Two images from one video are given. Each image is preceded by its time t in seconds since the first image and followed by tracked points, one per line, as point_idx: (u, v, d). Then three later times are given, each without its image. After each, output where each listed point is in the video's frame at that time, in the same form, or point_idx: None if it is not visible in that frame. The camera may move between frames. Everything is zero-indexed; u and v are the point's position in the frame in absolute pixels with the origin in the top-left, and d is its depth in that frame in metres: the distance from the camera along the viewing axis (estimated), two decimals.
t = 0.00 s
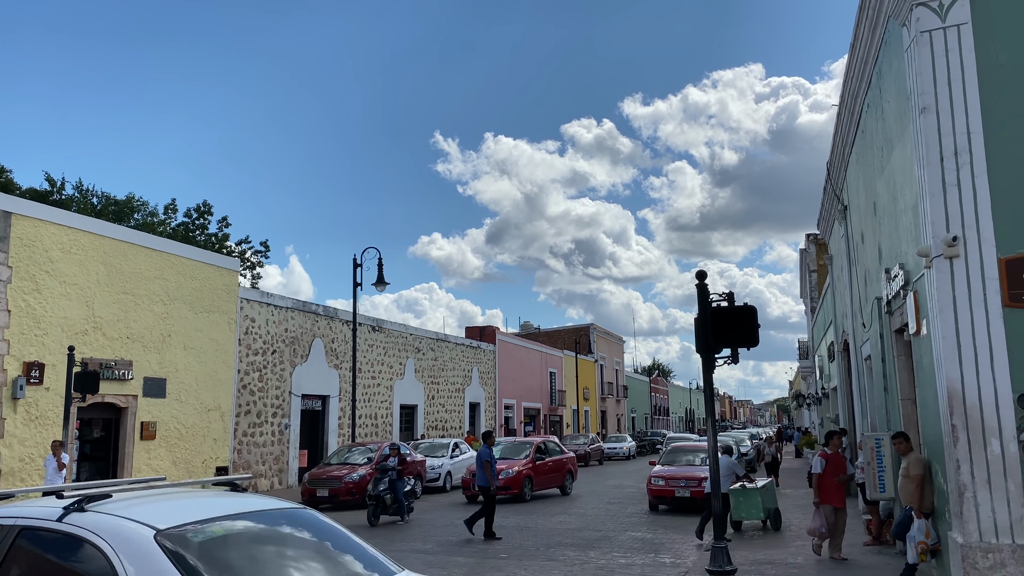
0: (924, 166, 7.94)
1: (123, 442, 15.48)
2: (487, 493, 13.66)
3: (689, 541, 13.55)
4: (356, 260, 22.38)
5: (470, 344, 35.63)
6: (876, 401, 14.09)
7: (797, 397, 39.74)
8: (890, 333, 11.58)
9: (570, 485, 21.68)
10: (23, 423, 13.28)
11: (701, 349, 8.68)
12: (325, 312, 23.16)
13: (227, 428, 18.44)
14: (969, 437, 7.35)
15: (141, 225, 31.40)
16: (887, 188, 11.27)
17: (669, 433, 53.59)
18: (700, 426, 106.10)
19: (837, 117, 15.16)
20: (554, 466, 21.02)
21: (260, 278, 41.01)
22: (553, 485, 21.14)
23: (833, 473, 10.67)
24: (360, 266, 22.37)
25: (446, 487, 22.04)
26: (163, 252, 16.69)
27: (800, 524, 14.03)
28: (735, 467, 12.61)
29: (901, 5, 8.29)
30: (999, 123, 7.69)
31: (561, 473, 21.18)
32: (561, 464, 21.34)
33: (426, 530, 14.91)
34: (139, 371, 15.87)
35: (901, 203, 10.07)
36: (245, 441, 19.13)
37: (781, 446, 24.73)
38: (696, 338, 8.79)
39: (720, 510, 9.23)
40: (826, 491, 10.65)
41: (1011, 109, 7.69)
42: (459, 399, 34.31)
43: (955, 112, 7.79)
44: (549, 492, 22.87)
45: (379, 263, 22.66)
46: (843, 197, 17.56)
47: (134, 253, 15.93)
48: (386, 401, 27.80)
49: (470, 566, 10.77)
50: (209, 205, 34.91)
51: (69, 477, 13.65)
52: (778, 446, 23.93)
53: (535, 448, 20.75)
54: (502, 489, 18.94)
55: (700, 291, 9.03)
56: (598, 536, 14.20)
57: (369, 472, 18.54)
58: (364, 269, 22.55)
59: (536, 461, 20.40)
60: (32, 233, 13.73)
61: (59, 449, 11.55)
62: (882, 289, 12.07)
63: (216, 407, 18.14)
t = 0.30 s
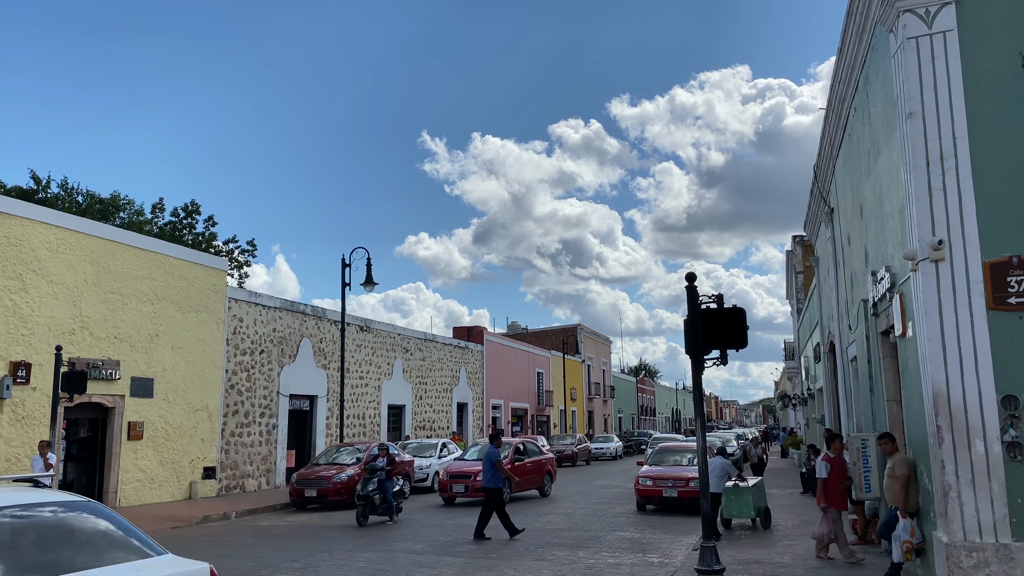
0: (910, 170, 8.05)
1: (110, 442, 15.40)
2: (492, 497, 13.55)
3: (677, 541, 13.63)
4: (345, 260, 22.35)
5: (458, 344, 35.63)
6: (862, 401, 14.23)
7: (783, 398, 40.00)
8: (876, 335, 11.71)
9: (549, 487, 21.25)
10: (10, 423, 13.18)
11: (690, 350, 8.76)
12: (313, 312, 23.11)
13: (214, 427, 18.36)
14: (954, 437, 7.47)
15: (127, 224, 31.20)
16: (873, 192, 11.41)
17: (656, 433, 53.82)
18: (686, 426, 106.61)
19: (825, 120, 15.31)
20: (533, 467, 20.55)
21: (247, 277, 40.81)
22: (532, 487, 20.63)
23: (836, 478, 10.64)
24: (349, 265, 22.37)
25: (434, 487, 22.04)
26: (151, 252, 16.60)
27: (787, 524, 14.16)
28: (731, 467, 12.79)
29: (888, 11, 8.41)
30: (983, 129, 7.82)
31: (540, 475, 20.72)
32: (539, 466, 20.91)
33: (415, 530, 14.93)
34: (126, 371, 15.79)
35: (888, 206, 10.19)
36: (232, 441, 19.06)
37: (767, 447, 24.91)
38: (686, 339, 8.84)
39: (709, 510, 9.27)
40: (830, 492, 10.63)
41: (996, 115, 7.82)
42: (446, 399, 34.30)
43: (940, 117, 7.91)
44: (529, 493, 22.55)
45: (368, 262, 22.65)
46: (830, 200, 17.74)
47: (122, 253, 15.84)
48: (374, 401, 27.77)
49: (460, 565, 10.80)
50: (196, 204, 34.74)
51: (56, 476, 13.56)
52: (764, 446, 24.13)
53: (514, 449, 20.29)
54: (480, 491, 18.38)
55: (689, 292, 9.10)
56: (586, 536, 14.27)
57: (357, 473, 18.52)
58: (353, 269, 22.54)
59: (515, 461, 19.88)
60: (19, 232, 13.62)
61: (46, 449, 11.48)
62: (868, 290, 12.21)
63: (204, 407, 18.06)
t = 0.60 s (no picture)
0: (901, 174, 8.16)
1: (101, 442, 15.35)
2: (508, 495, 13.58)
3: (669, 540, 13.69)
4: (336, 260, 22.35)
5: (449, 344, 35.65)
6: (852, 401, 14.36)
7: (772, 398, 40.25)
8: (866, 336, 11.85)
9: (532, 488, 21.04)
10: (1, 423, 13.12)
11: (683, 350, 8.83)
12: (305, 312, 23.08)
13: (206, 427, 18.30)
14: (943, 436, 7.58)
15: (116, 223, 31.05)
16: (864, 194, 11.53)
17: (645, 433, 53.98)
18: (675, 426, 106.95)
19: (816, 123, 15.44)
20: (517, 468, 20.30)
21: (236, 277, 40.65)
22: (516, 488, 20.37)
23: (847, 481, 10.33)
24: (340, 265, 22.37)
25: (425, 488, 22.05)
26: (143, 251, 16.55)
27: (778, 523, 14.28)
28: (727, 467, 12.82)
29: (880, 17, 8.50)
30: (972, 134, 7.95)
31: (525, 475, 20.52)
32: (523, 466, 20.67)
33: (408, 530, 14.94)
34: (118, 370, 15.73)
35: (878, 209, 10.31)
36: (224, 441, 19.01)
37: (757, 447, 25.08)
38: (679, 340, 8.90)
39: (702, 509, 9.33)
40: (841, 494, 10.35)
41: (984, 121, 7.96)
42: (437, 399, 34.30)
43: (931, 122, 8.03)
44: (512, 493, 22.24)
45: (360, 262, 22.64)
46: (820, 202, 17.89)
47: (114, 252, 15.78)
48: (365, 401, 27.75)
49: (454, 565, 10.84)
50: (186, 203, 34.60)
51: (47, 476, 13.50)
52: (753, 446, 24.28)
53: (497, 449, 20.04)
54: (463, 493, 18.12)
55: (682, 294, 9.17)
56: (578, 535, 14.34)
57: (349, 473, 18.51)
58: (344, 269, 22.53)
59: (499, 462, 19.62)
60: (11, 230, 13.56)
61: (38, 449, 11.45)
62: (858, 292, 12.35)
63: (195, 407, 18.00)
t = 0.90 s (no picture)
0: (892, 176, 8.26)
1: (92, 441, 15.30)
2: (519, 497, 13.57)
3: (661, 538, 13.77)
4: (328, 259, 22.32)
5: (441, 344, 35.65)
6: (842, 401, 14.47)
7: (761, 397, 40.47)
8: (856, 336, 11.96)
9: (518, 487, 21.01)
10: None
11: (677, 350, 8.90)
12: (296, 311, 23.03)
13: (197, 426, 18.25)
14: (933, 435, 7.68)
15: (106, 221, 30.89)
16: (855, 196, 11.62)
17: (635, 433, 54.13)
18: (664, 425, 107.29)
19: (807, 125, 15.56)
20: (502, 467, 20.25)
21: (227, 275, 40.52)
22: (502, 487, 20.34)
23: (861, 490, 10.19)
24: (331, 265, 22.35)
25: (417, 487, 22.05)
26: (135, 250, 16.48)
27: (768, 521, 14.38)
28: (721, 464, 12.95)
29: (872, 21, 8.60)
30: (961, 136, 8.05)
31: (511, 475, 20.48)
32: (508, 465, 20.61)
33: (400, 529, 14.97)
34: (110, 369, 15.67)
35: (869, 210, 10.41)
36: (215, 440, 18.96)
37: (747, 446, 25.20)
38: (673, 339, 8.97)
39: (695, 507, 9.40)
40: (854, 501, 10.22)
41: (973, 124, 8.07)
42: (428, 399, 34.29)
43: (921, 125, 8.12)
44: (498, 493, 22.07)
45: (351, 262, 22.62)
46: (810, 203, 18.02)
47: (105, 250, 15.71)
48: (356, 401, 27.73)
49: (448, 562, 10.87)
50: (176, 202, 34.44)
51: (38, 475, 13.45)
52: (744, 446, 24.40)
53: (483, 449, 19.93)
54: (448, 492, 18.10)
55: (676, 293, 9.24)
56: (570, 534, 14.40)
57: (342, 472, 18.50)
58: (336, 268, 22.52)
59: (484, 461, 19.57)
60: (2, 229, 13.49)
61: (29, 448, 11.39)
62: (849, 293, 12.45)
63: (187, 406, 17.95)
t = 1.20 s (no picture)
0: (881, 179, 8.34)
1: (80, 441, 15.21)
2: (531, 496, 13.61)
3: (650, 537, 13.83)
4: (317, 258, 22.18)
5: (430, 344, 35.64)
6: (830, 401, 14.60)
7: (749, 397, 40.72)
8: (844, 337, 12.06)
9: (505, 488, 21.03)
10: None
11: (668, 350, 8.96)
12: (285, 311, 22.96)
13: (186, 426, 18.17)
14: (920, 435, 7.76)
15: (93, 220, 30.68)
16: (843, 198, 11.72)
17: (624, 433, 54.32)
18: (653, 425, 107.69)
19: (796, 128, 15.70)
20: (488, 468, 20.27)
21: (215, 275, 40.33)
22: (489, 488, 20.36)
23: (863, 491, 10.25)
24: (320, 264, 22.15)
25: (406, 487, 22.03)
26: (123, 249, 16.38)
27: (757, 520, 14.48)
28: (713, 462, 13.05)
29: (860, 25, 8.68)
30: (948, 141, 8.15)
31: (497, 475, 20.51)
32: (495, 466, 20.64)
33: (390, 529, 14.96)
34: (98, 369, 15.58)
35: (858, 212, 10.51)
36: (204, 440, 18.88)
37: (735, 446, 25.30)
38: (664, 340, 9.02)
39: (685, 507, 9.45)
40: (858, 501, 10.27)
41: (960, 128, 8.17)
42: (417, 399, 34.28)
43: (909, 129, 8.22)
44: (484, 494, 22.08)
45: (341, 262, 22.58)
46: (798, 204, 18.15)
47: (94, 249, 15.61)
48: (345, 401, 27.68)
49: (439, 562, 10.90)
50: (164, 201, 34.24)
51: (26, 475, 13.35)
52: (732, 446, 24.46)
53: (469, 450, 19.95)
54: (435, 493, 18.11)
55: (667, 294, 9.28)
56: (560, 533, 14.44)
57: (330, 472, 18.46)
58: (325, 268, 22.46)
59: (471, 462, 19.59)
60: None
61: (17, 448, 11.31)
62: (838, 294, 12.55)
63: (175, 406, 17.86)
